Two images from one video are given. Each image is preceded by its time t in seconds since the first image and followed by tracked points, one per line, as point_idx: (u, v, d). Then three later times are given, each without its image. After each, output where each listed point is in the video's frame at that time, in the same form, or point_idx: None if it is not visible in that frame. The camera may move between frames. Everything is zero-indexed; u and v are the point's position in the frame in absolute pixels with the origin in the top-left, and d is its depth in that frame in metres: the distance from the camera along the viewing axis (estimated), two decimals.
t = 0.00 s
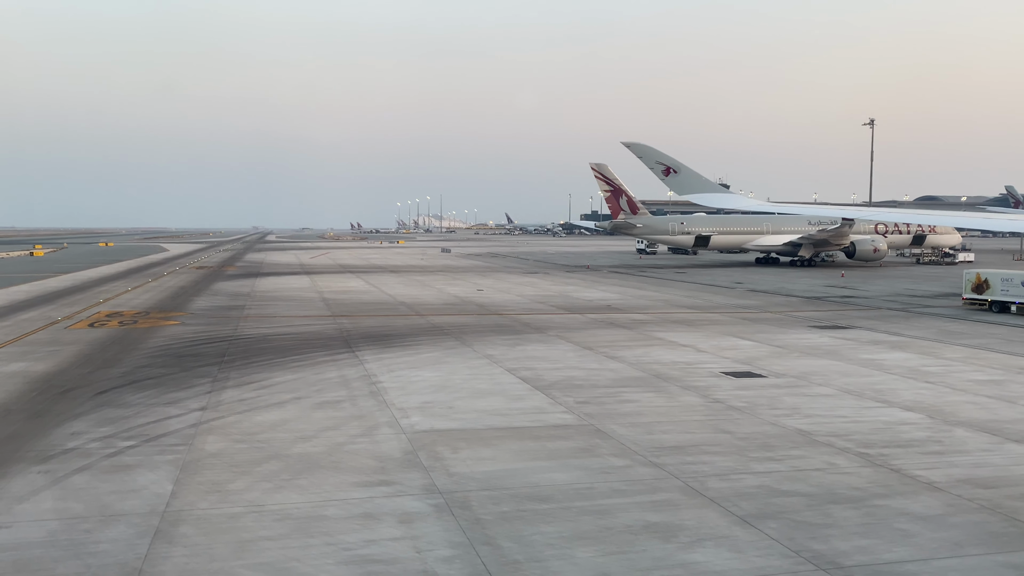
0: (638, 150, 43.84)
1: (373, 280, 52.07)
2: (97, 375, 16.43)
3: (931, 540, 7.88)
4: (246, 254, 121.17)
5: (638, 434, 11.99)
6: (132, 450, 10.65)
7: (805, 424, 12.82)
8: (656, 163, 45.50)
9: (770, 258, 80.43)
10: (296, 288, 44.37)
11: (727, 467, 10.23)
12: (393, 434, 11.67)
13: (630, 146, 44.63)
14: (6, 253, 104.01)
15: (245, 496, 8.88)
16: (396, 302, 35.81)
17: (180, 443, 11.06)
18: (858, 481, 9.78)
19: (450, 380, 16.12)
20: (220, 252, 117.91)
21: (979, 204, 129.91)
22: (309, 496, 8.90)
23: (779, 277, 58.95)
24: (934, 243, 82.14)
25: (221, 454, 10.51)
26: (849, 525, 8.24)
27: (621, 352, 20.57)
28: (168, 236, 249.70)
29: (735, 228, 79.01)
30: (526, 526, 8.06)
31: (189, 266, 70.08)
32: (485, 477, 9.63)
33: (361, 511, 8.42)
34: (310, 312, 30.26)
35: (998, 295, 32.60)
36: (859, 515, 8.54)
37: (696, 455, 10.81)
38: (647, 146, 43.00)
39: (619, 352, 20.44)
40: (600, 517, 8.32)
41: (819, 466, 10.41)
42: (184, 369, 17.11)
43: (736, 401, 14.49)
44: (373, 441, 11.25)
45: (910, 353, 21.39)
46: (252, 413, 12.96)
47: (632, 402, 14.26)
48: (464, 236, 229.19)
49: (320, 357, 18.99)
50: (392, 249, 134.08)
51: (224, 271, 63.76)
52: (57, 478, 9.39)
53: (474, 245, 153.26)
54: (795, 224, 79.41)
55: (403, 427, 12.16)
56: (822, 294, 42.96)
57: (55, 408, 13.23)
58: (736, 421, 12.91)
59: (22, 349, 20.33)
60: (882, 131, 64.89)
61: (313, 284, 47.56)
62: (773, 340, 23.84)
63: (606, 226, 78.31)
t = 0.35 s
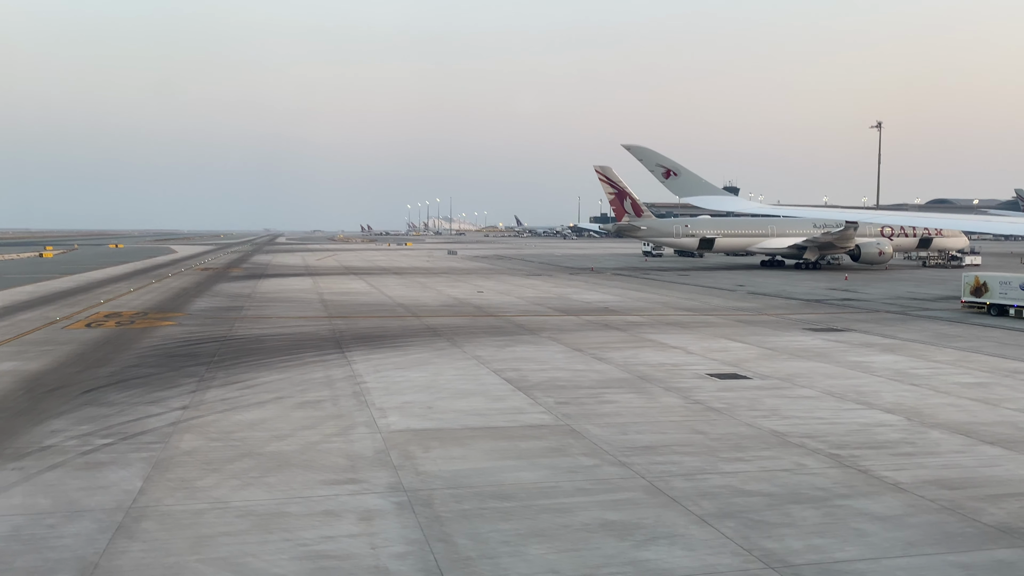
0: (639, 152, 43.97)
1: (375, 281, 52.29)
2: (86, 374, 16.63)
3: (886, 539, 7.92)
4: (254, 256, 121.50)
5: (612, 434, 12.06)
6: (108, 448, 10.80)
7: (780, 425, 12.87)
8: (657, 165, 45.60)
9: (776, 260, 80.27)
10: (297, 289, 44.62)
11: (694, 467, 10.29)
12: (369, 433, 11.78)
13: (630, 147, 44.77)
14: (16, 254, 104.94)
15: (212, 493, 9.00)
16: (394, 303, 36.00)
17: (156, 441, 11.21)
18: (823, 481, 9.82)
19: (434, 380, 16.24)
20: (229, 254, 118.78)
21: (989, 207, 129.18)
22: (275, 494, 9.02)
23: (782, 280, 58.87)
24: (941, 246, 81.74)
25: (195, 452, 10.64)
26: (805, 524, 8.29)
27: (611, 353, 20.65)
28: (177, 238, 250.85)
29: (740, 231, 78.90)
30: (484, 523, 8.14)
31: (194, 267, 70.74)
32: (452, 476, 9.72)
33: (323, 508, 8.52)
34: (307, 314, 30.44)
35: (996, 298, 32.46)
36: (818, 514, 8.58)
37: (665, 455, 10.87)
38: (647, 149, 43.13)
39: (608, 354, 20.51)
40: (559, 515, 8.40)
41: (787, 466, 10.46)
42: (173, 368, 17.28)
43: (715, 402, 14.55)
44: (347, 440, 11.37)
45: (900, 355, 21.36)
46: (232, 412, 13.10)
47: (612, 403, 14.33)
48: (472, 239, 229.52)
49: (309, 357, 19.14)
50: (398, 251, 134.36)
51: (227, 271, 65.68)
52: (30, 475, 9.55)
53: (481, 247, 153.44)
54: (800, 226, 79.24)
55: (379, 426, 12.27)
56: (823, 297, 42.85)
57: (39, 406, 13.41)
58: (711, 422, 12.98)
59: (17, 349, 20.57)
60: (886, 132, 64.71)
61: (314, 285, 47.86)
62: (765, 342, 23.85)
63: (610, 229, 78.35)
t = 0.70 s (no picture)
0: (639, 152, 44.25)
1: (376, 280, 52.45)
2: (74, 372, 16.79)
3: (842, 536, 7.96)
4: (260, 255, 121.89)
5: (586, 432, 12.13)
6: (85, 443, 10.93)
7: (757, 423, 12.92)
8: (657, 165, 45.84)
9: (780, 260, 80.10)
10: (297, 288, 44.82)
11: (663, 464, 10.35)
12: (344, 430, 11.88)
13: (628, 146, 44.88)
14: (24, 253, 105.65)
15: (180, 488, 9.11)
16: (392, 302, 36.14)
17: (133, 436, 11.34)
18: (788, 479, 9.87)
19: (418, 378, 16.34)
20: (235, 254, 119.27)
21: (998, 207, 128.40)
22: (243, 488, 9.13)
23: (784, 280, 58.78)
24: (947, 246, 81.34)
25: (169, 447, 10.76)
26: (763, 521, 8.34)
27: (599, 352, 20.72)
28: (186, 237, 251.93)
29: (744, 231, 78.79)
30: (443, 518, 8.22)
31: (199, 266, 71.22)
32: (420, 471, 9.81)
33: (286, 503, 8.62)
34: (303, 312, 30.60)
35: (994, 298, 32.35)
36: (777, 512, 8.63)
37: (636, 452, 10.94)
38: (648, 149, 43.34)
39: (597, 353, 20.59)
40: (519, 511, 8.48)
41: (756, 464, 10.50)
42: (161, 366, 17.43)
43: (695, 401, 14.61)
44: (322, 437, 11.48)
45: (890, 355, 21.35)
46: (213, 408, 13.22)
47: (592, 401, 14.40)
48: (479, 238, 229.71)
49: (298, 355, 19.27)
50: (404, 251, 134.57)
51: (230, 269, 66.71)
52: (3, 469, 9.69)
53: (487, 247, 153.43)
54: (805, 226, 79.07)
55: (356, 423, 12.37)
56: (823, 297, 42.77)
57: (23, 402, 13.57)
58: (688, 420, 13.03)
59: (11, 346, 20.77)
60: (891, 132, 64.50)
61: (315, 284, 48.05)
62: (757, 341, 23.88)
63: (613, 228, 78.36)
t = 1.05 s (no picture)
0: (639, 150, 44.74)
1: (378, 279, 52.66)
2: (64, 368, 17.00)
3: (797, 532, 8.03)
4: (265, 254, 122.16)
5: (562, 428, 12.23)
6: (63, 436, 11.10)
7: (733, 420, 13.00)
8: (658, 165, 46.31)
9: (784, 259, 79.95)
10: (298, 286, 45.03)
11: (631, 460, 10.44)
12: (321, 425, 12.03)
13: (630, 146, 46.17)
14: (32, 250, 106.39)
15: (150, 480, 9.25)
16: (390, 300, 36.26)
17: (112, 430, 11.51)
18: (755, 475, 9.93)
19: (404, 375, 16.47)
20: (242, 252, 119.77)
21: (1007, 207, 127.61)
22: (211, 481, 9.26)
23: (786, 280, 58.67)
24: (954, 246, 80.93)
25: (146, 442, 10.91)
26: (721, 516, 8.41)
27: (588, 350, 20.82)
28: (194, 236, 252.91)
29: (748, 230, 78.69)
30: (404, 511, 8.32)
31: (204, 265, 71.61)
32: (389, 466, 9.92)
33: (251, 496, 8.74)
34: (300, 310, 30.76)
35: (992, 297, 32.22)
36: (738, 507, 8.70)
37: (606, 448, 11.02)
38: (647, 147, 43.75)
39: (585, 351, 20.69)
40: (481, 505, 8.58)
41: (724, 460, 10.57)
42: (150, 362, 17.62)
43: (676, 398, 14.66)
44: (298, 432, 11.62)
45: (880, 354, 21.35)
46: (195, 404, 13.38)
47: (572, 398, 14.50)
48: (486, 237, 229.77)
49: (288, 352, 19.44)
50: (410, 250, 134.68)
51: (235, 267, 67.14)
52: None
53: (494, 246, 153.56)
54: (809, 226, 78.95)
55: (334, 419, 12.49)
56: (823, 297, 42.72)
57: (9, 397, 13.76)
58: (664, 417, 13.11)
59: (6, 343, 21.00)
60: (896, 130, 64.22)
61: (316, 282, 48.19)
62: (748, 340, 23.92)
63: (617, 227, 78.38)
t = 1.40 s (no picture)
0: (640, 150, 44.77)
1: (380, 279, 52.77)
2: (54, 366, 17.17)
3: (755, 528, 8.08)
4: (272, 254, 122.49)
5: (538, 426, 12.30)
6: (43, 432, 11.24)
7: (710, 419, 13.04)
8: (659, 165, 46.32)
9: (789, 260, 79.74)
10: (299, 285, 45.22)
11: (601, 458, 10.51)
12: (299, 423, 12.13)
13: (630, 145, 46.26)
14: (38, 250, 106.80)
15: (121, 475, 9.37)
16: (388, 300, 36.39)
17: (92, 426, 11.64)
18: (723, 473, 9.98)
19: (390, 373, 16.57)
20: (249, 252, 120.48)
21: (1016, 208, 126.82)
22: (182, 477, 9.37)
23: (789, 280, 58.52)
24: (960, 246, 80.51)
25: (124, 438, 11.04)
26: (682, 512, 8.47)
27: (577, 349, 20.88)
28: (203, 236, 253.88)
29: (753, 231, 78.52)
30: (367, 507, 8.41)
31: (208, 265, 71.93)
32: (360, 463, 10.01)
33: (219, 491, 8.85)
34: (297, 309, 30.90)
35: (991, 298, 32.07)
36: (700, 504, 8.76)
37: (579, 446, 11.09)
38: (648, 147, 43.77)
39: (575, 350, 20.74)
40: (444, 501, 8.66)
41: (695, 458, 10.63)
42: (139, 361, 17.77)
43: (657, 397, 14.72)
44: (275, 429, 11.73)
45: (870, 354, 21.33)
46: (177, 401, 13.51)
47: (554, 397, 14.57)
48: (493, 238, 229.95)
49: (278, 350, 19.58)
50: (417, 250, 134.89)
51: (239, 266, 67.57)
52: None
53: (500, 247, 153.66)
54: (814, 226, 78.72)
55: (313, 417, 12.60)
56: (823, 297, 42.61)
57: None
58: (642, 416, 13.17)
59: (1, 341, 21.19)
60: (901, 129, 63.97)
61: (317, 282, 48.32)
62: (741, 340, 23.92)
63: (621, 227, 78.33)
